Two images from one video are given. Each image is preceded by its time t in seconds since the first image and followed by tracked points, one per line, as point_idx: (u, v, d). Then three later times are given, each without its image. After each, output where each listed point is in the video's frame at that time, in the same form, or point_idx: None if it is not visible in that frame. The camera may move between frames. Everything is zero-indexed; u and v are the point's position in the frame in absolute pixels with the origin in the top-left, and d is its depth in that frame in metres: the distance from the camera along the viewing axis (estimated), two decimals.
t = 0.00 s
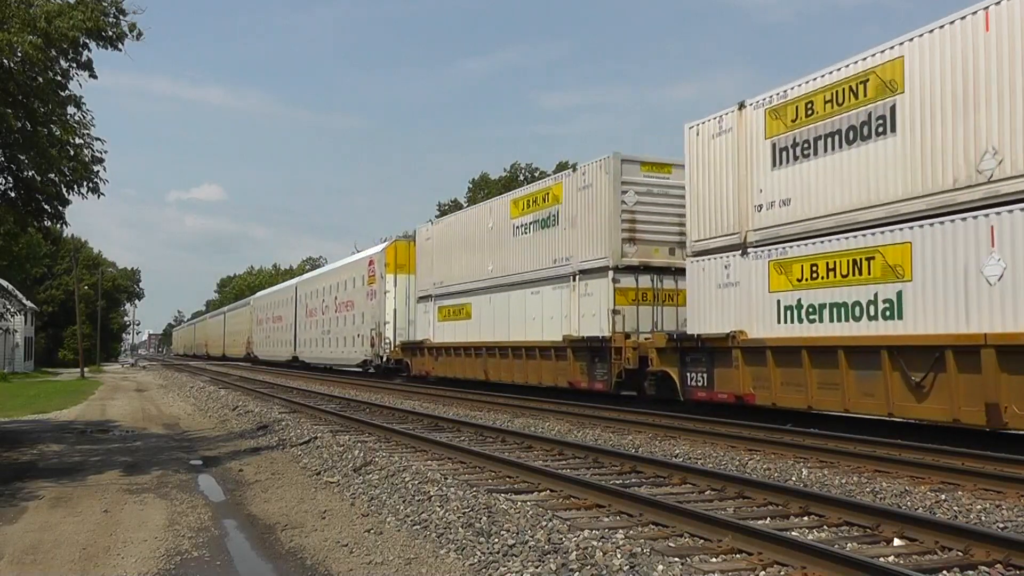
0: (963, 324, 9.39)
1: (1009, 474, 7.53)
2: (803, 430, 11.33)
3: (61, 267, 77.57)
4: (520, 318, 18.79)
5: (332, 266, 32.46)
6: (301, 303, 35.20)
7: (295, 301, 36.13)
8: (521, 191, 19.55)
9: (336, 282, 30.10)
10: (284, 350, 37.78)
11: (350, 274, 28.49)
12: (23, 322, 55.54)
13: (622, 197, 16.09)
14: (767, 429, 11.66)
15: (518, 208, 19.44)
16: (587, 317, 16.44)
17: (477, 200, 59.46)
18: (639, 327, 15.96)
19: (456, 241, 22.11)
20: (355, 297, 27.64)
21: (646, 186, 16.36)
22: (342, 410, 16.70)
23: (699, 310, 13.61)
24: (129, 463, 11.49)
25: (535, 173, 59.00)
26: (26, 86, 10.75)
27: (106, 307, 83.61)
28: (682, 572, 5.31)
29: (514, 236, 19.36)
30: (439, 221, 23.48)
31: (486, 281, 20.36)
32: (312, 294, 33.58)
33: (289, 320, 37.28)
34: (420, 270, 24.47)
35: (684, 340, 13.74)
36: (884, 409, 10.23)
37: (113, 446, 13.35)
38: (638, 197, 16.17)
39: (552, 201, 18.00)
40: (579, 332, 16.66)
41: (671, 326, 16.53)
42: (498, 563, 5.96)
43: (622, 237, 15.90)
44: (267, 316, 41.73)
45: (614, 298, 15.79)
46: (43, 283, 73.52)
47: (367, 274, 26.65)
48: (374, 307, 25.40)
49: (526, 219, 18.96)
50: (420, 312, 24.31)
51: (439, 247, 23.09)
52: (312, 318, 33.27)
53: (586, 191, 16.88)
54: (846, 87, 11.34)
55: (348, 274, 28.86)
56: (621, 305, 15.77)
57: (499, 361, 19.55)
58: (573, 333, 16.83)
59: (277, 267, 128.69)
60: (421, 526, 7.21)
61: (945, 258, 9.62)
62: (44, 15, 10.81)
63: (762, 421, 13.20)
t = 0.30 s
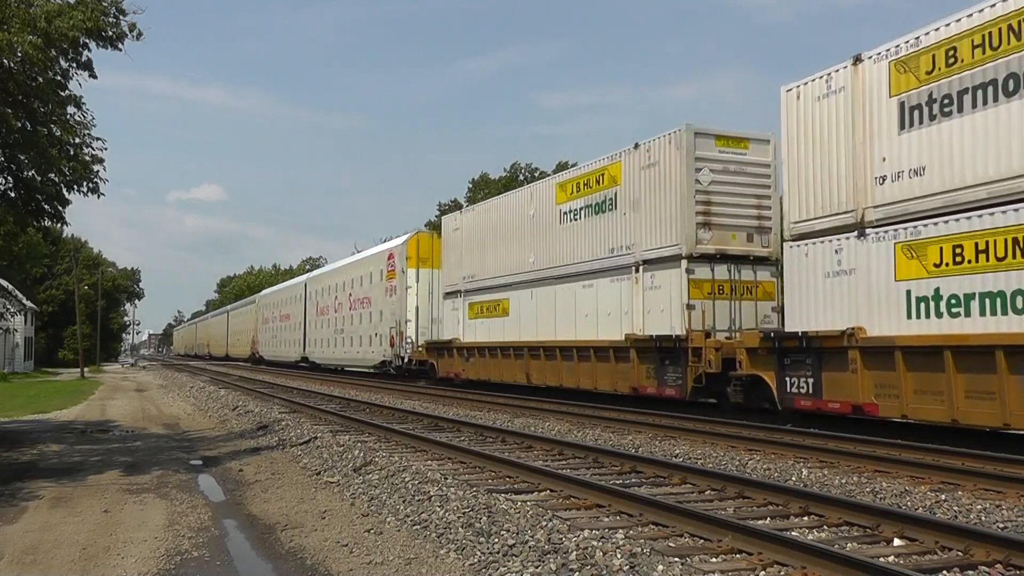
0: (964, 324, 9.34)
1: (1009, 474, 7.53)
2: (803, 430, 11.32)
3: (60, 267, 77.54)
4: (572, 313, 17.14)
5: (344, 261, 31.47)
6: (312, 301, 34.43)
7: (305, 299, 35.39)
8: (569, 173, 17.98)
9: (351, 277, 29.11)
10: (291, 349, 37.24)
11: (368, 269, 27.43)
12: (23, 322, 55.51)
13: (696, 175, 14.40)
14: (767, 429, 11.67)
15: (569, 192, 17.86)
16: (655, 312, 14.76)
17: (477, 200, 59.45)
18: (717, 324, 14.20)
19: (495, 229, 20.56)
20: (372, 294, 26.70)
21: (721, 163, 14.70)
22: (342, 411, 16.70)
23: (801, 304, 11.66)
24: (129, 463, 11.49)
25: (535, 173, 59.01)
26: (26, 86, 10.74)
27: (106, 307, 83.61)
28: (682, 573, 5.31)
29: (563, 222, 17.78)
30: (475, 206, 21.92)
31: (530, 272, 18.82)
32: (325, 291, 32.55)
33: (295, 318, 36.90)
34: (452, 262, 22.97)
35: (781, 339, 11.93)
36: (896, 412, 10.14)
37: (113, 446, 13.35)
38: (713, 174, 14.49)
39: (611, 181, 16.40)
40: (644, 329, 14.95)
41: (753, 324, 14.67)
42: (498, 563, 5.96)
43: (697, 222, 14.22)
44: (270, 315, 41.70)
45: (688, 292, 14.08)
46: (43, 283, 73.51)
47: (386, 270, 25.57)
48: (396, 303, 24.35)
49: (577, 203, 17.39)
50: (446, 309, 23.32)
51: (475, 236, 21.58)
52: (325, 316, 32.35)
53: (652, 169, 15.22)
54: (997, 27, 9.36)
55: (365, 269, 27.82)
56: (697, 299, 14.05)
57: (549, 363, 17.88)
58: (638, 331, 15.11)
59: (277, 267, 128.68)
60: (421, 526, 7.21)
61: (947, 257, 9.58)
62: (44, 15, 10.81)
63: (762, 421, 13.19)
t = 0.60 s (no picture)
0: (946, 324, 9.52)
1: (1010, 474, 7.53)
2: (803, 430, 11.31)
3: (60, 267, 77.51)
4: (635, 309, 15.22)
5: (360, 255, 29.78)
6: (325, 299, 33.21)
7: (318, 297, 34.16)
8: (630, 149, 16.00)
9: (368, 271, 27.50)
10: (301, 350, 36.30)
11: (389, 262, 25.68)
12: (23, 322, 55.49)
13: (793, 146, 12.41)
14: (766, 429, 11.68)
15: (627, 171, 15.88)
16: (740, 307, 12.85)
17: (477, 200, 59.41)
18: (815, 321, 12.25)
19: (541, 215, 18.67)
20: (392, 290, 25.08)
21: (820, 131, 12.64)
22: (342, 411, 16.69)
23: (938, 294, 9.68)
24: (129, 463, 11.49)
25: (535, 173, 59.00)
26: (27, 86, 10.75)
27: (106, 307, 83.59)
28: (682, 573, 5.31)
29: (622, 206, 15.89)
30: (517, 190, 20.02)
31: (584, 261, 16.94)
32: (342, 287, 30.88)
33: (304, 318, 36.14)
34: (489, 253, 21.09)
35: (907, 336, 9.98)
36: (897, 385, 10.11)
37: (113, 446, 13.35)
38: (811, 146, 12.49)
39: (686, 156, 14.37)
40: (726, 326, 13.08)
41: (854, 322, 12.70)
42: (498, 563, 5.96)
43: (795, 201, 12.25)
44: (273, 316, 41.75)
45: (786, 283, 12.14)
46: (42, 283, 73.51)
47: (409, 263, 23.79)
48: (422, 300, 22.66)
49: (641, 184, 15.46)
50: (479, 305, 21.65)
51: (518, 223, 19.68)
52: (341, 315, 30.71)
53: (735, 142, 13.23)
54: None
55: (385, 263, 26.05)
56: (794, 292, 12.11)
57: (605, 365, 15.89)
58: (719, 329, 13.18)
59: (277, 267, 128.65)
60: (421, 526, 7.21)
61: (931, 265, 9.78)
62: (44, 15, 10.81)
63: (762, 421, 13.18)
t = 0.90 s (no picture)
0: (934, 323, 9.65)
1: (1009, 474, 7.53)
2: (803, 430, 11.31)
3: (60, 268, 77.52)
4: (716, 305, 13.09)
5: (375, 248, 27.91)
6: (336, 296, 31.40)
7: (328, 293, 32.31)
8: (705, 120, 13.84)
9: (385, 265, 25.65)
10: (309, 351, 34.95)
11: (410, 255, 23.69)
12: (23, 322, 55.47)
13: (927, 104, 10.31)
14: (766, 429, 11.67)
15: (705, 143, 13.68)
16: (856, 300, 10.74)
17: (477, 200, 59.38)
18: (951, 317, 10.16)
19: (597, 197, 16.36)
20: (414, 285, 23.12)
21: (956, 88, 10.54)
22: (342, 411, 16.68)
23: None
24: (129, 463, 11.49)
25: (535, 173, 59.03)
26: (27, 86, 10.75)
27: (106, 307, 83.56)
28: (682, 573, 5.31)
29: (698, 185, 13.75)
30: (564, 171, 17.81)
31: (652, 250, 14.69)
32: (356, 282, 28.91)
33: (312, 318, 34.85)
34: (530, 242, 18.75)
35: None
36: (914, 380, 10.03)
37: (113, 446, 13.35)
38: (947, 104, 10.38)
39: (783, 125, 12.22)
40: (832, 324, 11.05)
41: (991, 317, 10.56)
42: (498, 563, 5.96)
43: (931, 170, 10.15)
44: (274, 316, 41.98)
45: (918, 269, 10.01)
46: (42, 284, 73.55)
47: (433, 255, 21.97)
48: (450, 295, 20.62)
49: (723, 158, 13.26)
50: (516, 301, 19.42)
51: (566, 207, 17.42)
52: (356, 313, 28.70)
53: (851, 103, 11.12)
54: None
55: (405, 255, 24.11)
56: (928, 280, 10.00)
57: (679, 367, 13.77)
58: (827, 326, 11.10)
59: (277, 267, 128.63)
60: (421, 526, 7.21)
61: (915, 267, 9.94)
62: (44, 15, 10.81)
63: (762, 421, 13.18)
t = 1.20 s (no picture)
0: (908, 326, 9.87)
1: (1009, 474, 7.53)
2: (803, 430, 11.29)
3: (60, 268, 77.55)
4: (823, 298, 11.14)
5: (395, 240, 26.25)
6: (350, 294, 29.79)
7: (341, 291, 30.77)
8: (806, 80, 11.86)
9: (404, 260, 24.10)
10: (317, 352, 33.77)
11: (438, 247, 21.98)
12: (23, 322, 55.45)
13: None
14: (765, 429, 11.67)
15: (808, 107, 11.70)
16: (1016, 288, 8.69)
17: (477, 200, 59.37)
18: None
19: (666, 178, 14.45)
20: (442, 279, 21.53)
21: None
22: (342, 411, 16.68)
23: None
24: (129, 463, 11.49)
25: (535, 173, 59.14)
26: (27, 86, 10.75)
27: (107, 307, 83.56)
28: (682, 573, 5.31)
29: (798, 156, 11.82)
30: (626, 149, 15.79)
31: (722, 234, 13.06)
32: (374, 277, 27.16)
33: (320, 317, 33.69)
34: (586, 231, 16.68)
35: None
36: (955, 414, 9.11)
37: (113, 446, 13.35)
38: None
39: (908, 79, 10.23)
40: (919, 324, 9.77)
41: None
42: (498, 563, 5.96)
43: None
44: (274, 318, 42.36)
45: None
46: (42, 284, 73.58)
47: (465, 247, 20.30)
48: (485, 289, 19.11)
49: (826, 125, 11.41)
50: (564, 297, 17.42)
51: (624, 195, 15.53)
52: (374, 311, 27.00)
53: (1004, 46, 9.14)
54: None
55: (432, 247, 22.37)
56: None
57: (773, 371, 11.69)
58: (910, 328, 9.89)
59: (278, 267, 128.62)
60: (421, 526, 7.21)
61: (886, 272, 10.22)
62: (44, 15, 10.81)
63: (763, 421, 13.17)
